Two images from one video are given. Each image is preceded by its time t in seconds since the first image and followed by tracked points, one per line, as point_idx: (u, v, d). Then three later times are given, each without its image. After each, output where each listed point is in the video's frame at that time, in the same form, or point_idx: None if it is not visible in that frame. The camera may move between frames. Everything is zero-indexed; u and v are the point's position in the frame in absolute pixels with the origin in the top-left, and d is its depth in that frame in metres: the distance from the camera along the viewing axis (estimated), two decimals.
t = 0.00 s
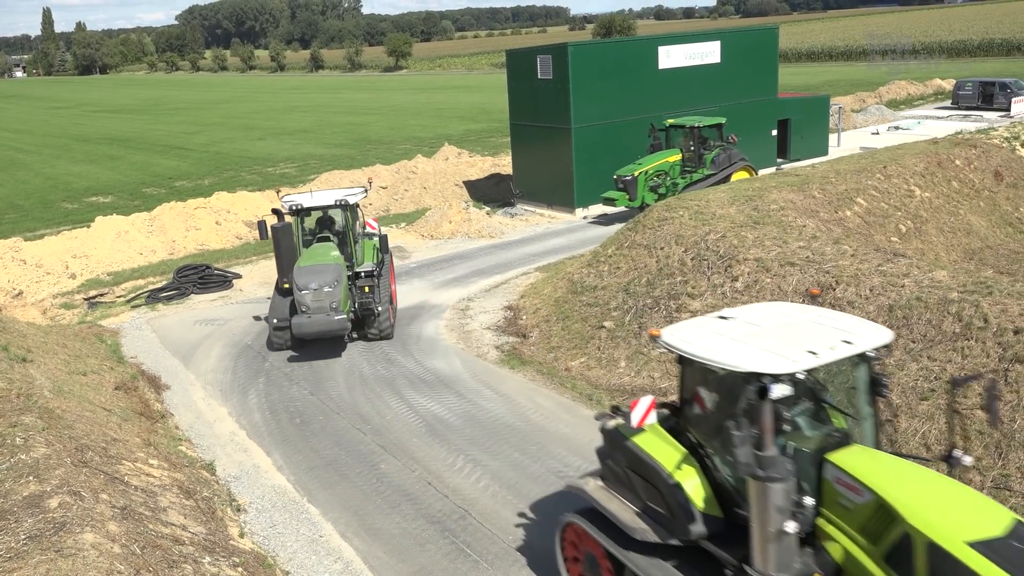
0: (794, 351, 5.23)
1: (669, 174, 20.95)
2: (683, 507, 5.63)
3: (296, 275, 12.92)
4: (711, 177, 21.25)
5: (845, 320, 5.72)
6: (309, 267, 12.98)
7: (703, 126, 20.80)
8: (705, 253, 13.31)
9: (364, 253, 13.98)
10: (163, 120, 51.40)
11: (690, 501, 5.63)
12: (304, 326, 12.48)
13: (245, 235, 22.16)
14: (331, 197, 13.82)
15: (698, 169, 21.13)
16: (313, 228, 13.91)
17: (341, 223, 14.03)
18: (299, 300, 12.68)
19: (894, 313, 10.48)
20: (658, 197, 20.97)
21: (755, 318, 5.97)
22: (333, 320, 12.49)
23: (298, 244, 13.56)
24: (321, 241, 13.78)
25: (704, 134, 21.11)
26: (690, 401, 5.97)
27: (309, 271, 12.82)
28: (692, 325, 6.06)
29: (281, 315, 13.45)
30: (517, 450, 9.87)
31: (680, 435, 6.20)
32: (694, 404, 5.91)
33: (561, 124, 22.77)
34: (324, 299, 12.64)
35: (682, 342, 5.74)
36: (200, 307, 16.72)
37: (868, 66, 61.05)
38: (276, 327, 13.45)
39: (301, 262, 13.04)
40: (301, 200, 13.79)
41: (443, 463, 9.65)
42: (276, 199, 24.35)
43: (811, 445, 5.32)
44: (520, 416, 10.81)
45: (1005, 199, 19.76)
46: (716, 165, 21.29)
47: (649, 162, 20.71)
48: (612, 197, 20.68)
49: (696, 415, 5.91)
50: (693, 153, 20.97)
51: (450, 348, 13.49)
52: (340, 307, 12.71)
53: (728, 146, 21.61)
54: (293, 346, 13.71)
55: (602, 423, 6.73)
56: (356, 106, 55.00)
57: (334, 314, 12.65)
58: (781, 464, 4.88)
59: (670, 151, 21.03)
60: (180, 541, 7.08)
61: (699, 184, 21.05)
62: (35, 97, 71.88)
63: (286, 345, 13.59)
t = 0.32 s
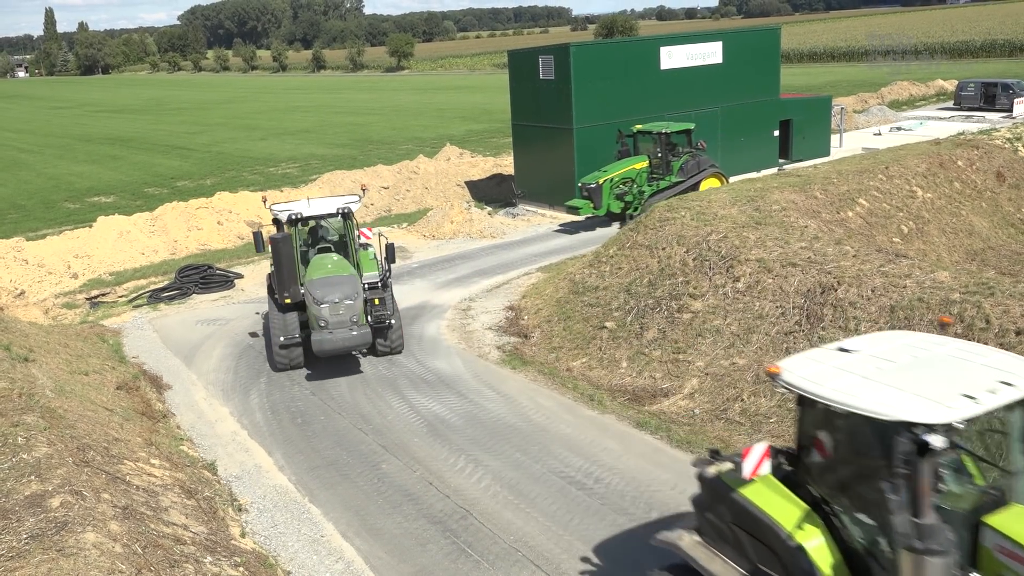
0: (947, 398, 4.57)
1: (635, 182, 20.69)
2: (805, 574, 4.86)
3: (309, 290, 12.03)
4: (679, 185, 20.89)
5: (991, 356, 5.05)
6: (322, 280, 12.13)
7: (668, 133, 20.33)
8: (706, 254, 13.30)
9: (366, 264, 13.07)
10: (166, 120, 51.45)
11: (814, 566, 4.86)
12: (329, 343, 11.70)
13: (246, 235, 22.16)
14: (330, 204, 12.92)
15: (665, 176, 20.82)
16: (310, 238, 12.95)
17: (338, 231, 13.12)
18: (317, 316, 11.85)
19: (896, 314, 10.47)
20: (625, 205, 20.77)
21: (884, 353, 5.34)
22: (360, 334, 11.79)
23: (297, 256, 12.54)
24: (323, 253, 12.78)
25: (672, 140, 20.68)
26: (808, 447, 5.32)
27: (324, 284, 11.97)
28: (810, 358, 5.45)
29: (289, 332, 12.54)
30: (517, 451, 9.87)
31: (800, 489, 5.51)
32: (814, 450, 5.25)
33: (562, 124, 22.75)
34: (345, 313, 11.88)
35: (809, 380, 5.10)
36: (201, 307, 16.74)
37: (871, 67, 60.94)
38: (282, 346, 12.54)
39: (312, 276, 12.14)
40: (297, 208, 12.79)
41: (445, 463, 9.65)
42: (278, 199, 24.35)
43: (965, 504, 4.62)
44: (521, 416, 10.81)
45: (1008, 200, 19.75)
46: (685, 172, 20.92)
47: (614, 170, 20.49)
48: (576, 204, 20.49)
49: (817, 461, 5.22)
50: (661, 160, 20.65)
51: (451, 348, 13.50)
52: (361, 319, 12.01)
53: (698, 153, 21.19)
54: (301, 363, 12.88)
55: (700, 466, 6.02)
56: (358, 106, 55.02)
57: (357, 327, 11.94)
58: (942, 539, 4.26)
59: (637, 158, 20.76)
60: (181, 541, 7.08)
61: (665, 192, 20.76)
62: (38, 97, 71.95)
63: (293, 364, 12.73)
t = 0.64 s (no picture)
0: None
1: (600, 189, 19.83)
2: None
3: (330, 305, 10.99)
4: (645, 193, 20.22)
5: None
6: (344, 293, 11.14)
7: (634, 137, 19.72)
8: (705, 253, 13.31)
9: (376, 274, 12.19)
10: (165, 119, 51.39)
11: None
12: (358, 361, 10.82)
13: (245, 235, 22.15)
14: (336, 213, 11.97)
15: (631, 183, 20.06)
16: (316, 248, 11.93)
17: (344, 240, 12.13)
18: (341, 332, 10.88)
19: (895, 313, 10.47)
20: (589, 213, 19.85)
21: None
22: (390, 349, 10.97)
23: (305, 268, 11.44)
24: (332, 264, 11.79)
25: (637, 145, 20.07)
26: (976, 514, 5.10)
27: (345, 297, 10.97)
28: (981, 409, 5.13)
29: (303, 351, 11.54)
30: (517, 450, 9.87)
31: (959, 559, 5.30)
32: (985, 518, 5.03)
33: (561, 124, 22.77)
34: (372, 327, 10.98)
35: (997, 444, 4.77)
36: (201, 306, 16.74)
37: (871, 67, 60.95)
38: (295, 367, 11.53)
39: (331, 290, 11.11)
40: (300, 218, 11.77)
41: (444, 463, 9.65)
42: (277, 198, 24.34)
43: None
44: (521, 416, 10.82)
45: (1006, 200, 19.76)
46: (651, 179, 20.28)
47: (577, 177, 19.57)
48: (538, 213, 19.51)
49: (988, 532, 5.02)
50: (626, 166, 19.95)
51: (450, 348, 13.50)
52: (388, 333, 11.16)
53: (663, 159, 20.67)
54: (314, 383, 11.95)
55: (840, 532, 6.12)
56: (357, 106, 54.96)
57: (385, 341, 11.10)
58: None
59: (602, 164, 19.96)
60: (181, 541, 7.08)
61: (631, 200, 20.11)
62: (36, 97, 71.79)
63: (306, 385, 11.78)
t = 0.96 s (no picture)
0: None
1: (561, 195, 19.34)
2: None
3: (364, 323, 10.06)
4: (608, 200, 19.68)
5: None
6: (378, 309, 10.21)
7: (597, 142, 19.17)
8: (704, 252, 13.32)
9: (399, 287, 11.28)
10: (165, 119, 51.33)
11: None
12: (402, 385, 9.92)
13: (245, 235, 22.15)
14: (355, 223, 11.14)
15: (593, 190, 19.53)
16: (332, 261, 10.98)
17: (360, 251, 11.22)
18: (380, 353, 9.95)
19: (895, 312, 10.48)
20: (550, 220, 19.37)
21: None
22: (435, 369, 10.12)
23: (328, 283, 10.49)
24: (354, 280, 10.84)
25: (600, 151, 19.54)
26: None
27: (381, 315, 10.05)
28: None
29: (332, 374, 10.61)
30: (517, 450, 9.87)
31: None
32: None
33: (561, 123, 22.79)
34: (413, 347, 10.09)
35: None
36: (201, 306, 16.72)
37: (871, 66, 60.96)
38: (324, 392, 10.57)
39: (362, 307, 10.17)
40: (318, 228, 10.96)
41: (444, 463, 9.64)
42: (277, 198, 24.33)
43: None
44: (520, 416, 10.82)
45: (1006, 199, 19.74)
46: (614, 185, 19.75)
47: (537, 182, 19.10)
48: (497, 219, 18.88)
49: None
50: (589, 172, 19.36)
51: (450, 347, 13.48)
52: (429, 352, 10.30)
53: (629, 166, 20.10)
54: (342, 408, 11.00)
55: None
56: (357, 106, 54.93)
57: (427, 361, 10.23)
58: None
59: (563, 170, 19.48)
60: (181, 540, 7.08)
61: (594, 207, 19.56)
62: (35, 98, 71.68)
63: (334, 411, 10.81)
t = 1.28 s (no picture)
0: None
1: (525, 204, 18.89)
2: None
3: (406, 341, 9.41)
4: (574, 207, 19.26)
5: None
6: (421, 326, 9.55)
7: (562, 149, 18.78)
8: (705, 253, 13.32)
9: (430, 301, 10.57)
10: (166, 119, 51.27)
11: None
12: (452, 407, 9.31)
13: (245, 235, 22.15)
14: (383, 232, 10.44)
15: (558, 198, 19.15)
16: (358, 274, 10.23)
17: (385, 261, 10.49)
18: (426, 374, 9.31)
19: (895, 313, 10.48)
20: (514, 229, 18.88)
21: None
22: (485, 390, 9.49)
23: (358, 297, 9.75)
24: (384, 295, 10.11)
25: (565, 157, 19.16)
26: None
27: (424, 332, 9.42)
28: None
29: (367, 397, 9.86)
30: (516, 450, 9.87)
31: None
32: None
33: (562, 123, 22.79)
34: (460, 367, 9.46)
35: None
36: (201, 306, 16.72)
37: (871, 67, 60.94)
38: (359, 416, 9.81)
39: (402, 324, 9.53)
40: (345, 237, 10.27)
41: (444, 463, 9.64)
42: (278, 198, 24.32)
43: None
44: (520, 416, 10.81)
45: (1006, 200, 19.74)
46: (579, 193, 19.38)
47: (501, 191, 18.65)
48: (459, 229, 18.43)
49: None
50: (553, 180, 19.01)
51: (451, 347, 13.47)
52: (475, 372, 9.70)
53: (595, 173, 19.72)
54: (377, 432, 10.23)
55: None
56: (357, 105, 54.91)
57: (475, 382, 9.64)
58: None
59: (528, 178, 19.04)
60: (180, 540, 7.08)
61: (559, 214, 19.11)
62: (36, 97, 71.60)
63: (369, 438, 10.05)
